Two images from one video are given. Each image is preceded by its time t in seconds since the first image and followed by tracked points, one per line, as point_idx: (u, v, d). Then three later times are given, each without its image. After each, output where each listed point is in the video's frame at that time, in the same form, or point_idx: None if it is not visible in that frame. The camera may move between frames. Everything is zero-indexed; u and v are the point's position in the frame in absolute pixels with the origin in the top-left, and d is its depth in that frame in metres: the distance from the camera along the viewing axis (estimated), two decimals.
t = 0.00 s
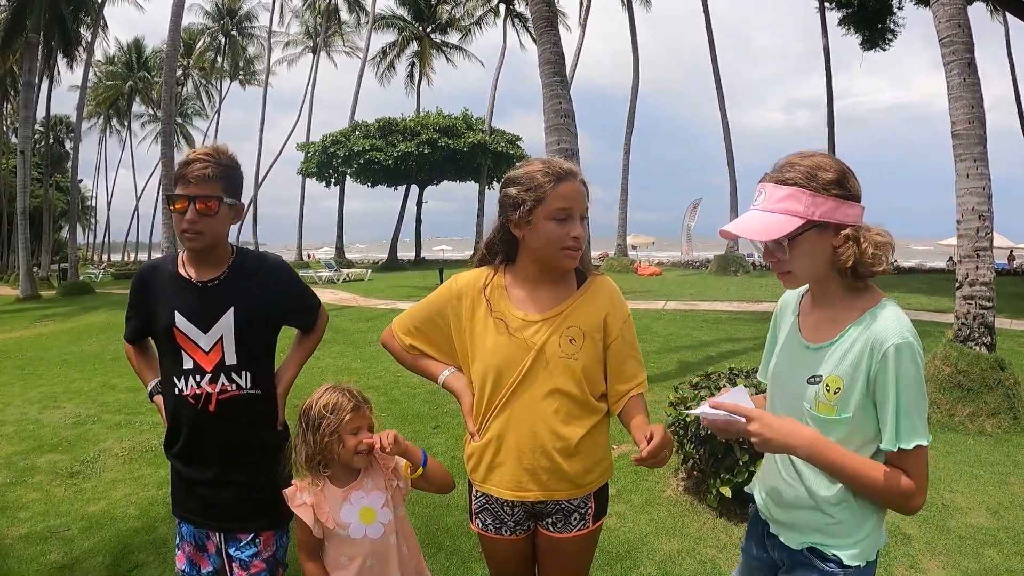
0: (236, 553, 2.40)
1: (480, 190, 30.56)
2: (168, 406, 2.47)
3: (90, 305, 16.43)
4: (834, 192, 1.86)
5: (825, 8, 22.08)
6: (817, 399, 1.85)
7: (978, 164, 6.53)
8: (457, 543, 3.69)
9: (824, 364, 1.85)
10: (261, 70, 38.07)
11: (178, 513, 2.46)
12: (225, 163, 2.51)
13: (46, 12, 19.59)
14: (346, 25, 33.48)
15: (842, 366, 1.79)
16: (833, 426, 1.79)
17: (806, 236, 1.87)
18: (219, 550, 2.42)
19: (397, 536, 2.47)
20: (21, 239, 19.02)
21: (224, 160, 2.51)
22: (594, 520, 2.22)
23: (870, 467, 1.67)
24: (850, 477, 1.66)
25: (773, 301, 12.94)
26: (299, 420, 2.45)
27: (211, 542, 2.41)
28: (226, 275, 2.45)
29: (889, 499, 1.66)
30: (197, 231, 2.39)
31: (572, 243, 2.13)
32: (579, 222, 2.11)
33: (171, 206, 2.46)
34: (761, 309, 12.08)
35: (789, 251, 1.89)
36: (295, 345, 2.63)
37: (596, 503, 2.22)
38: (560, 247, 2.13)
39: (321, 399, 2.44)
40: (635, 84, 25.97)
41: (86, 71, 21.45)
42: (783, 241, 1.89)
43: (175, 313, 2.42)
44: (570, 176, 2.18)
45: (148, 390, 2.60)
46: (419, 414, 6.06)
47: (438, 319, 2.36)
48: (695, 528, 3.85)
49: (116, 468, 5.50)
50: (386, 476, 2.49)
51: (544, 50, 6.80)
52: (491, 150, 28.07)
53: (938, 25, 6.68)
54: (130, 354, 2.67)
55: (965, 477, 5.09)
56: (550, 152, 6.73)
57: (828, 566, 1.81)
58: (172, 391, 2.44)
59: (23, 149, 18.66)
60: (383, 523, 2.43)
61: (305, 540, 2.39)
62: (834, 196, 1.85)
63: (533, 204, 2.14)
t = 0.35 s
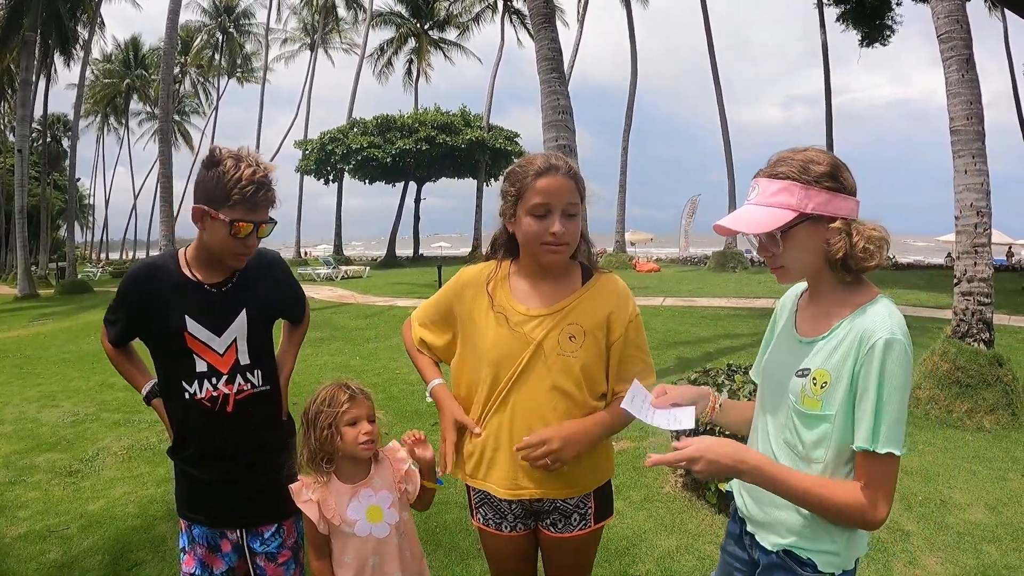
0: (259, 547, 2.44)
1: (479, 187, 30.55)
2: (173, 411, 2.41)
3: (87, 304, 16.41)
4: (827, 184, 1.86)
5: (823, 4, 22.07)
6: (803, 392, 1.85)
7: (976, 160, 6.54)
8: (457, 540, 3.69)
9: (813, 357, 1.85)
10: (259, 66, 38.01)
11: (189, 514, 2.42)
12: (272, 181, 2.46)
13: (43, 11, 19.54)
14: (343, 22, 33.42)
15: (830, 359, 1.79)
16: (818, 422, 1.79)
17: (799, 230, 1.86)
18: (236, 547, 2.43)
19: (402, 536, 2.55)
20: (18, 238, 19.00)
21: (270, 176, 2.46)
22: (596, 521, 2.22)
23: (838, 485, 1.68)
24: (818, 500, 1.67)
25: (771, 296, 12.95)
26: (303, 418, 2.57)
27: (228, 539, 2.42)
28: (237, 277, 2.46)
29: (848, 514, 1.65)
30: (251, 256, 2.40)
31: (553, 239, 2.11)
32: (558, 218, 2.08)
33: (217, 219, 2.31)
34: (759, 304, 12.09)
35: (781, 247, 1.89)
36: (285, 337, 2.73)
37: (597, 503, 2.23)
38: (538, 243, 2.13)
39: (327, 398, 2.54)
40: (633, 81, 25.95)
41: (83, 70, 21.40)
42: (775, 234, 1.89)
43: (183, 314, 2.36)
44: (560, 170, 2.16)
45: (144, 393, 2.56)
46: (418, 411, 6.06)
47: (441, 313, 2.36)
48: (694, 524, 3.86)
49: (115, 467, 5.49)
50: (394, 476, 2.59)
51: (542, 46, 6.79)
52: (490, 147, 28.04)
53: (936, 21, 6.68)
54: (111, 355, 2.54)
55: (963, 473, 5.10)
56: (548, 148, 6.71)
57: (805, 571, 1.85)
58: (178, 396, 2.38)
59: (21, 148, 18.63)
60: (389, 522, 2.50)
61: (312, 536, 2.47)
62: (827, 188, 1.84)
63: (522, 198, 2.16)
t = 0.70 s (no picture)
0: (291, 531, 2.61)
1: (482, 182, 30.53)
2: (193, 399, 2.45)
3: (92, 297, 16.45)
4: (827, 176, 1.84)
5: None
6: (815, 394, 1.84)
7: (983, 157, 6.50)
8: (460, 534, 3.70)
9: (822, 359, 1.85)
10: (264, 60, 38.03)
11: (207, 510, 2.48)
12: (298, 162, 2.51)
13: (48, 5, 19.56)
14: (348, 16, 33.37)
15: (841, 361, 1.78)
16: (833, 427, 1.78)
17: (797, 225, 1.87)
18: (265, 535, 2.56)
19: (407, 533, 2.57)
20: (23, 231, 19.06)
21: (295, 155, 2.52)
22: (603, 519, 2.22)
23: (856, 492, 1.67)
24: (836, 510, 1.66)
25: (776, 292, 12.93)
26: (309, 413, 2.53)
27: (257, 529, 2.53)
28: (259, 261, 2.56)
29: (869, 523, 1.63)
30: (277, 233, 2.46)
31: (563, 250, 2.13)
32: (570, 230, 2.10)
33: (246, 195, 2.37)
34: (764, 300, 12.07)
35: (780, 243, 1.90)
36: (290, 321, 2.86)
37: (604, 500, 2.23)
38: (548, 248, 2.16)
39: (333, 394, 2.50)
40: (637, 76, 25.88)
41: (88, 64, 21.43)
42: (772, 230, 1.89)
43: (207, 300, 2.42)
44: (578, 179, 2.14)
45: (155, 391, 2.45)
46: (421, 405, 6.06)
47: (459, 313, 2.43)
48: (698, 519, 3.85)
49: (119, 459, 5.51)
50: (404, 472, 2.61)
51: (548, 40, 6.77)
52: (494, 141, 28.00)
53: (943, 17, 6.63)
54: (115, 348, 2.49)
55: (967, 471, 5.08)
56: (553, 142, 6.71)
57: None
58: (199, 383, 2.44)
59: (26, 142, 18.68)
60: (397, 519, 2.52)
61: (319, 532, 2.42)
62: (827, 179, 1.83)
63: (531, 202, 2.17)
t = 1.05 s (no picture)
0: (294, 523, 2.61)
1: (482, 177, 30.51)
2: (201, 388, 2.46)
3: (90, 291, 16.44)
4: (823, 173, 1.83)
5: None
6: (815, 401, 1.84)
7: (983, 154, 6.50)
8: (459, 528, 3.70)
9: (820, 366, 1.85)
10: (262, 53, 37.94)
11: (215, 503, 2.49)
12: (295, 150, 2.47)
13: None
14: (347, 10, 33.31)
15: (840, 367, 1.78)
16: (831, 433, 1.78)
17: (793, 225, 1.86)
18: (267, 528, 2.57)
19: (408, 528, 2.57)
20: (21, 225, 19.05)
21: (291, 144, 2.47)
22: (608, 511, 2.24)
23: (854, 497, 1.66)
24: (836, 516, 1.65)
25: (774, 288, 12.94)
26: (300, 422, 2.47)
27: (259, 522, 2.54)
28: (265, 251, 2.57)
29: (870, 530, 1.63)
30: (275, 224, 2.46)
31: (575, 245, 2.15)
32: (584, 227, 2.11)
33: (241, 188, 2.36)
34: (761, 296, 12.08)
35: (775, 244, 1.89)
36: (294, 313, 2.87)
37: (610, 493, 2.24)
38: (560, 244, 2.18)
39: (325, 396, 2.47)
40: (637, 71, 25.83)
41: (86, 57, 21.38)
42: (767, 232, 1.88)
43: (215, 289, 2.42)
44: (594, 175, 2.14)
45: (161, 383, 2.46)
46: (420, 399, 6.06)
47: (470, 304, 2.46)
48: (696, 514, 3.86)
49: (118, 453, 5.51)
50: (405, 467, 2.62)
51: (548, 34, 6.75)
52: (493, 135, 27.97)
53: (945, 13, 6.62)
54: (122, 342, 2.48)
55: (965, 468, 5.09)
56: (554, 137, 6.70)
57: None
58: (206, 372, 2.44)
59: (25, 135, 18.67)
60: (396, 515, 2.52)
61: (318, 526, 2.42)
62: (823, 176, 1.82)
63: (545, 197, 2.17)
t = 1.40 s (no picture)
0: (261, 519, 2.60)
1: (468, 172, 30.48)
2: (184, 384, 2.49)
3: (73, 287, 16.27)
4: (818, 166, 1.84)
5: None
6: (794, 391, 1.83)
7: (969, 151, 6.54)
8: (445, 524, 3.69)
9: (804, 355, 1.84)
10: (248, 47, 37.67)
11: (197, 485, 2.57)
12: (256, 209, 2.25)
13: None
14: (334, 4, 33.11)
15: (824, 358, 1.78)
16: (811, 424, 1.78)
17: (784, 209, 1.86)
18: (238, 519, 2.58)
19: (390, 527, 2.56)
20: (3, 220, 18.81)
21: (259, 183, 2.26)
22: (599, 506, 2.25)
23: (837, 483, 1.69)
24: (817, 498, 1.68)
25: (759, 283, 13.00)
26: (280, 420, 2.44)
27: (229, 511, 2.56)
28: (252, 258, 2.45)
29: (853, 515, 1.67)
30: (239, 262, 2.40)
31: (566, 242, 2.15)
32: (574, 224, 2.11)
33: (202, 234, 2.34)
34: (746, 291, 12.14)
35: (763, 226, 1.90)
36: (298, 311, 2.78)
37: (601, 487, 2.25)
38: (552, 241, 2.18)
39: (305, 398, 2.43)
40: (625, 67, 25.85)
41: (70, 51, 21.12)
42: (756, 211, 1.90)
43: (195, 293, 2.40)
44: (584, 173, 2.14)
45: (154, 366, 2.59)
46: (405, 395, 6.05)
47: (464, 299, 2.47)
48: (682, 509, 3.87)
49: (103, 451, 5.47)
50: (386, 466, 2.60)
51: (535, 29, 6.74)
52: (480, 130, 27.93)
53: (932, 11, 6.66)
54: (127, 326, 2.60)
55: (950, 462, 5.13)
56: (540, 131, 6.68)
57: (782, 571, 1.88)
58: (189, 371, 2.46)
59: (7, 130, 18.43)
60: (377, 515, 2.51)
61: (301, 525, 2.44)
62: (819, 168, 1.83)
63: (537, 194, 2.17)
